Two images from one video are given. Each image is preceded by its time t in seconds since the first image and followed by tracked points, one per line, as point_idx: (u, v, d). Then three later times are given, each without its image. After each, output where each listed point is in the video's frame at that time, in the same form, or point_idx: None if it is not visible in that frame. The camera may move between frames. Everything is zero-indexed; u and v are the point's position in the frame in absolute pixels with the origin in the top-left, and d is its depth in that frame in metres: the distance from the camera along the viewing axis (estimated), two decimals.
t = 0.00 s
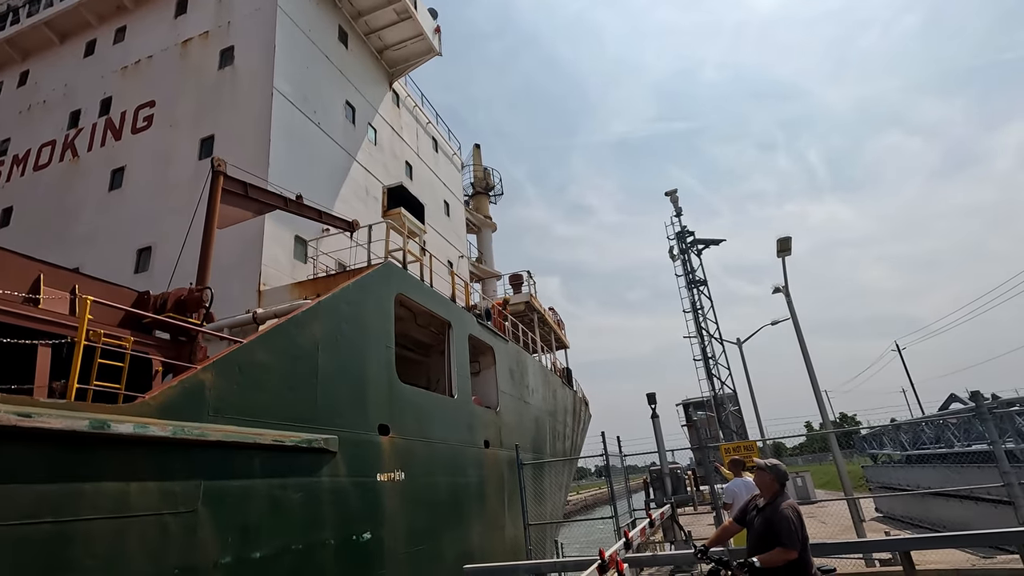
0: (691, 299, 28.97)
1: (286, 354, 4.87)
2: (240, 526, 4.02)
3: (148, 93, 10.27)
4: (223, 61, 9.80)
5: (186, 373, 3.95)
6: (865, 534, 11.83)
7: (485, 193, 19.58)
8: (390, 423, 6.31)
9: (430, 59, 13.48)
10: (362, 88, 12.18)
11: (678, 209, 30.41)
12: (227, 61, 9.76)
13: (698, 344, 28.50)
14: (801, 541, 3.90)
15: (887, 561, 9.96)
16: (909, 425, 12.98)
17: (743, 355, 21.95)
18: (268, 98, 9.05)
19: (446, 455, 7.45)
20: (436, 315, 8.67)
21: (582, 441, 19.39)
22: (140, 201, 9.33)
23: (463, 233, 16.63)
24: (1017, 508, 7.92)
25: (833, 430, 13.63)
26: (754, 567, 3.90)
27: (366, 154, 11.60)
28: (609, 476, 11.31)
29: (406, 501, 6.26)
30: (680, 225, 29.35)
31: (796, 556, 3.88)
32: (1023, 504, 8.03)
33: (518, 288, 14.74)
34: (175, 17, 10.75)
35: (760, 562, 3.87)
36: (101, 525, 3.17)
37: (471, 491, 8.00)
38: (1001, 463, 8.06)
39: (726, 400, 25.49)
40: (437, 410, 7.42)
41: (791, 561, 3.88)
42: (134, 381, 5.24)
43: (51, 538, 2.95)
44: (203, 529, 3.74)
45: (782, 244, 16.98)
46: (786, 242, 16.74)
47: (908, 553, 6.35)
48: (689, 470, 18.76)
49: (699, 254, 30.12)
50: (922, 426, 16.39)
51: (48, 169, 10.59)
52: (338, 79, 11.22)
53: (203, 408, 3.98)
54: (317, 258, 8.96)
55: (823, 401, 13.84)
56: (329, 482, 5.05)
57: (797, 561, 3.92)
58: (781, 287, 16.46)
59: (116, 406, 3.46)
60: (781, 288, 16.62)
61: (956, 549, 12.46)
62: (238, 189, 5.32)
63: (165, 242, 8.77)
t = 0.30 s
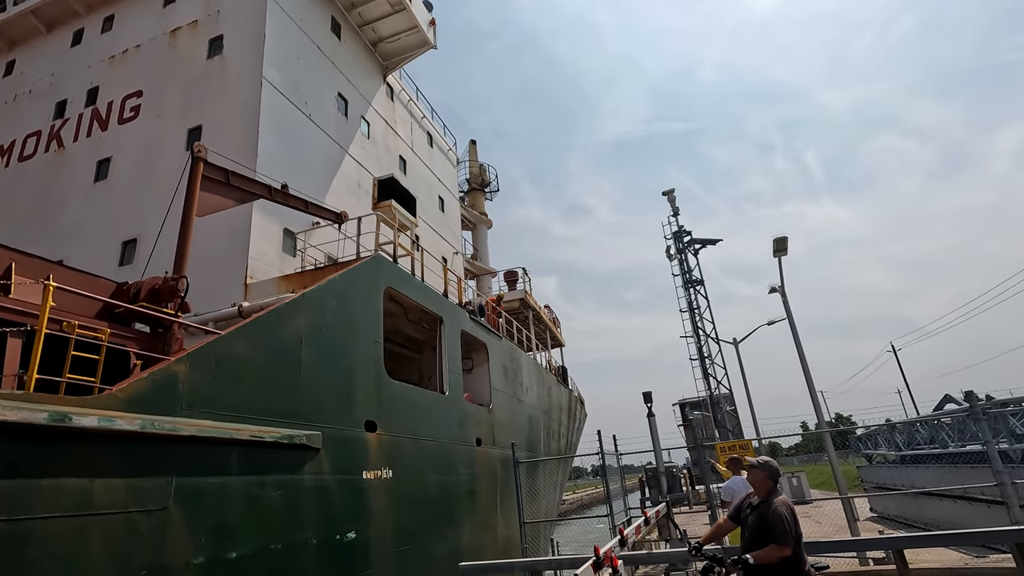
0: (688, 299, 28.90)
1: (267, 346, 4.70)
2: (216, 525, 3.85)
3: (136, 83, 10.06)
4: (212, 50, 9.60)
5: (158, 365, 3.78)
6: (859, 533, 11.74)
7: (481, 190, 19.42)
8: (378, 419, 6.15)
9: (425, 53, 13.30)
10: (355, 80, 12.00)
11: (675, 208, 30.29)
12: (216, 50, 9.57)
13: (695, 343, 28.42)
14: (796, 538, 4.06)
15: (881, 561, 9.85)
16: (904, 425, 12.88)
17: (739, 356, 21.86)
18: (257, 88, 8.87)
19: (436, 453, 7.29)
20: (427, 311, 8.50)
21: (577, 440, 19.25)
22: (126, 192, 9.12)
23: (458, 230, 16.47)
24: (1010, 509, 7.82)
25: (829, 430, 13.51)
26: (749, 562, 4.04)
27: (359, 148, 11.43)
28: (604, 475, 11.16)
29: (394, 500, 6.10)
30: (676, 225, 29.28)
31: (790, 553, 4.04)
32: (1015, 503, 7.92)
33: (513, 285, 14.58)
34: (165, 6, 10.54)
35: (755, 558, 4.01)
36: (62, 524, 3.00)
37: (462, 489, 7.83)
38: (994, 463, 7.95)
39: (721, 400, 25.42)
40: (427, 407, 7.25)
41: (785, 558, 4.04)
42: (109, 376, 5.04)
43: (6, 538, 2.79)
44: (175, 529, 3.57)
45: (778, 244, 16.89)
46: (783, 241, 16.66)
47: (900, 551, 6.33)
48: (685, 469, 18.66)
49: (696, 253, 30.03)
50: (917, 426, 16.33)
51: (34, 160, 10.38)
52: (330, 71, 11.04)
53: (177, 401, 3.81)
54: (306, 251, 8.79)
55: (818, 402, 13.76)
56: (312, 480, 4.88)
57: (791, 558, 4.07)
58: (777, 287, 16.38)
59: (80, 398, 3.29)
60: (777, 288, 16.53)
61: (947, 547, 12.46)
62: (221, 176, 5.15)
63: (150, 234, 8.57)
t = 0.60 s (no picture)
0: (685, 298, 28.81)
1: (247, 338, 4.53)
2: (189, 524, 3.69)
3: (122, 72, 9.85)
4: (200, 39, 9.40)
5: (129, 356, 3.61)
6: (854, 532, 11.65)
7: (477, 186, 19.25)
8: (365, 415, 5.98)
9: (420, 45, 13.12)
10: (348, 72, 11.81)
11: (672, 208, 30.19)
12: (205, 39, 9.37)
13: (691, 343, 28.34)
14: (790, 534, 4.05)
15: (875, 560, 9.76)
16: (899, 425, 12.76)
17: (736, 356, 21.76)
18: (246, 77, 8.68)
19: (427, 450, 7.12)
20: (419, 306, 8.33)
21: (573, 438, 19.13)
22: (111, 183, 8.92)
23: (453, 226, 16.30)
24: (1003, 508, 7.72)
25: (824, 429, 13.41)
26: (743, 560, 4.04)
27: (352, 141, 11.25)
28: (601, 474, 11.03)
29: (381, 498, 5.94)
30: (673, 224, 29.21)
31: (784, 551, 4.03)
32: (1008, 503, 7.82)
33: (508, 281, 14.42)
34: None
35: (749, 556, 4.01)
36: (20, 522, 2.84)
37: (453, 488, 7.67)
38: (988, 463, 7.83)
39: (718, 400, 25.35)
40: (417, 404, 7.08)
41: (779, 555, 4.03)
42: (83, 369, 4.86)
43: None
44: (144, 528, 3.41)
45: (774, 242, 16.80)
46: (779, 241, 16.53)
47: (893, 549, 6.26)
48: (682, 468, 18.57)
49: (693, 253, 29.95)
50: (911, 427, 16.28)
51: (18, 150, 10.17)
52: (322, 62, 10.85)
53: (148, 395, 3.65)
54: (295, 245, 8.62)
55: (814, 402, 13.67)
56: (293, 478, 4.72)
57: (785, 556, 4.07)
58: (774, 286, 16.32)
59: (41, 391, 3.12)
60: (773, 287, 16.43)
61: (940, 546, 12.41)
62: (202, 163, 4.98)
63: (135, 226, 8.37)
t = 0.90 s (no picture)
0: (683, 297, 28.72)
1: (228, 330, 4.35)
2: (161, 523, 3.53)
3: (109, 61, 9.63)
4: (189, 27, 9.20)
5: (97, 346, 3.45)
6: (850, 531, 11.55)
7: (473, 181, 19.08)
8: (353, 411, 5.81)
9: (415, 38, 12.93)
10: (341, 64, 11.62)
11: (670, 207, 30.04)
12: (193, 28, 9.17)
13: (688, 342, 28.22)
14: (786, 530, 4.11)
15: (872, 559, 9.66)
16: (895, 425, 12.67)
17: (733, 355, 21.65)
18: (235, 66, 8.49)
19: (417, 448, 6.95)
20: (411, 300, 8.15)
21: (569, 437, 18.98)
22: (96, 174, 8.72)
23: (448, 222, 16.13)
24: (998, 507, 7.59)
25: (819, 429, 13.27)
26: (740, 556, 4.11)
27: (345, 133, 11.07)
28: (599, 473, 10.88)
29: (370, 497, 5.77)
30: (672, 223, 29.10)
31: (781, 547, 4.08)
32: (1003, 501, 7.67)
33: (504, 277, 14.25)
34: None
35: (745, 552, 4.09)
36: None
37: (444, 486, 7.49)
38: (983, 462, 7.69)
39: (715, 399, 25.25)
40: (407, 400, 6.91)
41: (776, 551, 4.08)
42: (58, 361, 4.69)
43: None
44: (112, 527, 3.25)
45: (772, 241, 16.68)
46: (777, 241, 16.37)
47: (889, 547, 6.10)
48: (679, 467, 18.43)
49: (691, 252, 29.86)
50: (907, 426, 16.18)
51: (3, 141, 9.96)
52: (314, 52, 10.65)
53: (118, 387, 3.48)
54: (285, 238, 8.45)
55: (810, 401, 13.54)
56: (275, 475, 4.55)
57: (783, 553, 4.12)
58: (772, 286, 16.20)
59: None
60: (771, 286, 16.29)
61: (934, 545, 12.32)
62: (182, 148, 4.80)
63: (120, 218, 8.17)
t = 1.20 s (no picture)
0: (682, 297, 28.59)
1: (208, 322, 4.18)
2: (134, 523, 3.37)
3: (98, 52, 9.44)
4: (179, 17, 9.00)
5: (66, 337, 3.29)
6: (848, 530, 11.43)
7: (470, 178, 18.91)
8: (341, 407, 5.64)
9: (411, 31, 12.74)
10: (335, 56, 11.43)
11: (670, 207, 29.89)
12: (183, 17, 8.98)
13: (688, 342, 28.08)
14: (784, 528, 4.33)
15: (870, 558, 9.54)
16: (894, 425, 12.55)
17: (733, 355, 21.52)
18: (225, 56, 8.31)
19: (409, 446, 6.78)
20: (404, 295, 7.98)
21: (566, 435, 18.82)
22: (83, 166, 8.53)
23: (445, 218, 15.96)
24: (996, 507, 7.44)
25: (817, 428, 13.13)
26: (739, 553, 4.32)
27: (339, 127, 10.90)
28: (597, 472, 10.73)
29: (358, 496, 5.61)
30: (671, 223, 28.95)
31: (779, 545, 4.30)
32: (1001, 501, 7.51)
33: (501, 274, 14.09)
34: None
35: (745, 550, 4.31)
36: None
37: (437, 486, 7.32)
38: (981, 462, 7.54)
39: (714, 399, 25.12)
40: (399, 397, 6.74)
41: (775, 549, 4.30)
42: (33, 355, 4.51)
43: None
44: (77, 527, 3.09)
45: (772, 239, 16.55)
46: (776, 241, 16.22)
47: (887, 546, 5.93)
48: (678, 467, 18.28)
49: (690, 252, 29.71)
50: (906, 426, 16.08)
51: None
52: (308, 44, 10.47)
53: (88, 380, 3.32)
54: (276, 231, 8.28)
55: (809, 401, 13.41)
56: (258, 473, 4.38)
57: (781, 551, 4.33)
58: (771, 285, 16.06)
59: None
60: (770, 286, 16.16)
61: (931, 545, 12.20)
62: (163, 134, 4.63)
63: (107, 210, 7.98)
